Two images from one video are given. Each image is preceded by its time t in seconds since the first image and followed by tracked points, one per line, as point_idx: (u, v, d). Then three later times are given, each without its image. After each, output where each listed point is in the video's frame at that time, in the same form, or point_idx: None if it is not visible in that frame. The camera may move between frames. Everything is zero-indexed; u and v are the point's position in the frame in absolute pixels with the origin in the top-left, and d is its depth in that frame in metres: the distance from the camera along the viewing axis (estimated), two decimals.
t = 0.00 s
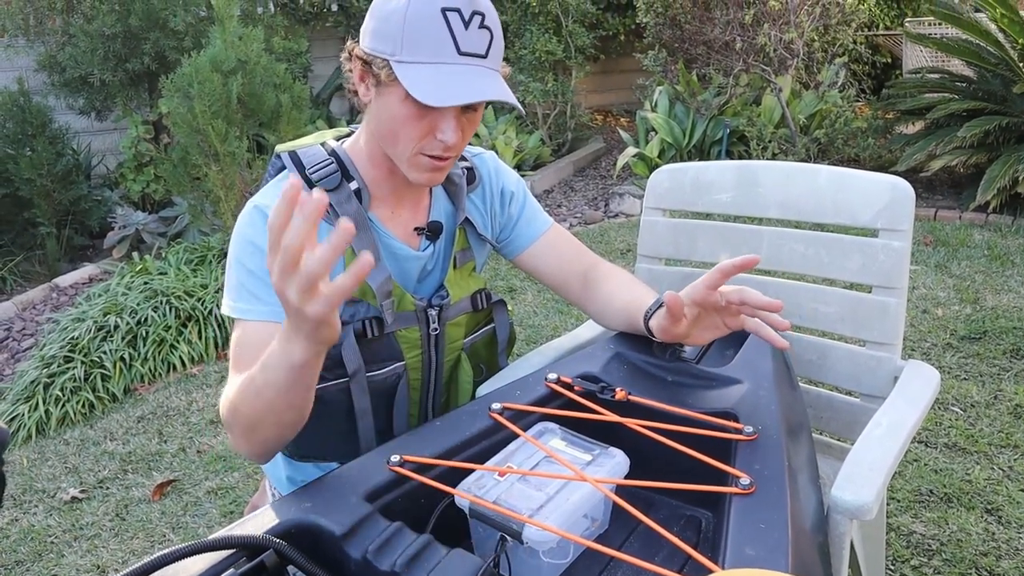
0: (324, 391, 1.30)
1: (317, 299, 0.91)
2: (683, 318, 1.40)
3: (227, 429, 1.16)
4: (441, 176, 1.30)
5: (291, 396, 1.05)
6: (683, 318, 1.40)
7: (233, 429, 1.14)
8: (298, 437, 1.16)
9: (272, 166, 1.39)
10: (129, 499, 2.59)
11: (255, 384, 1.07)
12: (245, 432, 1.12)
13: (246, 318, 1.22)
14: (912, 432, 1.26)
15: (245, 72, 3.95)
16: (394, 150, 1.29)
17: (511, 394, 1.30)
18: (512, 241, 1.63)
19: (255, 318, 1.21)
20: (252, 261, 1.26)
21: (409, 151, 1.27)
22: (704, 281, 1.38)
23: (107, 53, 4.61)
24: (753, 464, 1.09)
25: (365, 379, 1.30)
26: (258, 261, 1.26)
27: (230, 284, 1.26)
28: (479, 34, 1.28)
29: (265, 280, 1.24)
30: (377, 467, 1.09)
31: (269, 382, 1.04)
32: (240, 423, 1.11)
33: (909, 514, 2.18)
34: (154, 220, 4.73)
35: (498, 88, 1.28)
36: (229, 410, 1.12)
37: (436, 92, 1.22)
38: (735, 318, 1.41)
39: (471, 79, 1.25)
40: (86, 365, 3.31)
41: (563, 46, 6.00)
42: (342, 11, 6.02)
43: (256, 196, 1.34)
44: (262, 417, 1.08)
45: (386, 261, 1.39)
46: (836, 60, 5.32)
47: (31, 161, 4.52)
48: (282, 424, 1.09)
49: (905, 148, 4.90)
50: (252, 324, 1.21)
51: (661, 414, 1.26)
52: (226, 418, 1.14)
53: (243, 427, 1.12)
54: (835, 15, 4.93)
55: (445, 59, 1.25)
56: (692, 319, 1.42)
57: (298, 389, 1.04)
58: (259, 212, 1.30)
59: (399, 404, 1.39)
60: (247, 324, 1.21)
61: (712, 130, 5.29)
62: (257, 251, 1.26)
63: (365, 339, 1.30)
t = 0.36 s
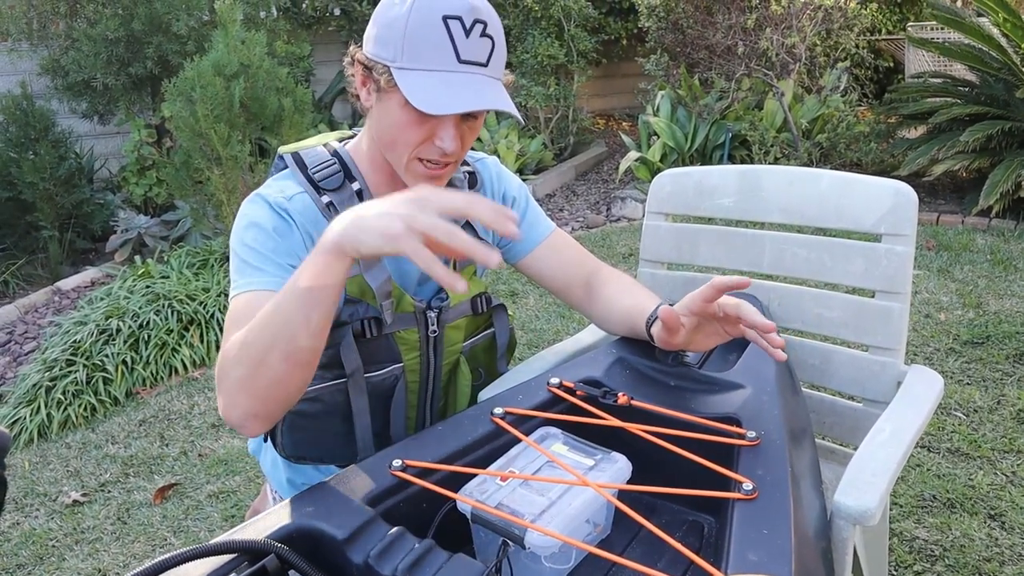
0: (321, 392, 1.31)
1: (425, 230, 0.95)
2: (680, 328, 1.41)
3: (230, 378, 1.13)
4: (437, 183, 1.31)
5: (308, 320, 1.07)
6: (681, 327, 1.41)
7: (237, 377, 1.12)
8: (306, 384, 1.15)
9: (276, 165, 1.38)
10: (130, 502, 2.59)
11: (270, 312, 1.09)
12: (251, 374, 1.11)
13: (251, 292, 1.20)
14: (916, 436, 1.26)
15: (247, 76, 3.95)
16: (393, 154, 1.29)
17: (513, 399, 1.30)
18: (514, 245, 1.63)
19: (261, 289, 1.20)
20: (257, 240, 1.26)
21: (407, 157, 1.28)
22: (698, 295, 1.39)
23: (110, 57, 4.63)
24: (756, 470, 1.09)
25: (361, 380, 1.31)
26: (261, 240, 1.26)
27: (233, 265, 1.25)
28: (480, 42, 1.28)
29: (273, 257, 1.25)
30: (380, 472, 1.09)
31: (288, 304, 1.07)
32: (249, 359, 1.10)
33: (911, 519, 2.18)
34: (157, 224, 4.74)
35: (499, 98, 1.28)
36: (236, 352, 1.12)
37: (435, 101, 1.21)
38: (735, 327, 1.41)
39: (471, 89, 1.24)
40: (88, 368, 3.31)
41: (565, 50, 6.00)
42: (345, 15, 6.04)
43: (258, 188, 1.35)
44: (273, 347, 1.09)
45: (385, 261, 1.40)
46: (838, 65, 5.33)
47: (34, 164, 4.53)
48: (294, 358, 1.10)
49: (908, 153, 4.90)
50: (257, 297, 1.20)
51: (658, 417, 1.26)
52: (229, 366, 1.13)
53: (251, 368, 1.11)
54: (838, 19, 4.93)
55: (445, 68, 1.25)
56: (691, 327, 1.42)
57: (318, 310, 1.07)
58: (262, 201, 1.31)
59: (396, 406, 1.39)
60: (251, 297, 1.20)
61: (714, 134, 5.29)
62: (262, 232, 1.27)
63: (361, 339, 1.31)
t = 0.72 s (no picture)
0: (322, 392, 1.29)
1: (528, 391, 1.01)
2: (680, 331, 1.41)
3: (277, 394, 1.12)
4: (442, 177, 1.28)
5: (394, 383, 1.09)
6: (680, 331, 1.41)
7: (287, 397, 1.11)
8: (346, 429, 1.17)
9: (279, 167, 1.38)
10: (132, 503, 2.59)
11: (362, 358, 1.10)
12: (307, 404, 1.11)
13: (266, 298, 1.19)
14: (918, 438, 1.26)
15: (249, 76, 3.95)
16: (395, 151, 1.28)
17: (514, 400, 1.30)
18: (516, 247, 1.62)
19: (276, 295, 1.20)
20: (268, 244, 1.24)
21: (409, 150, 1.27)
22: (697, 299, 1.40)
23: (112, 57, 4.64)
24: (757, 471, 1.09)
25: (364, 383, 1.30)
26: (273, 244, 1.24)
27: (243, 269, 1.24)
28: (476, 32, 1.27)
29: (287, 261, 1.23)
30: (382, 473, 1.09)
31: (386, 360, 1.09)
32: (316, 390, 1.10)
33: (913, 520, 2.18)
34: (158, 224, 4.74)
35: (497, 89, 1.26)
36: (303, 374, 1.11)
37: (430, 89, 1.21)
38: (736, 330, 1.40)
39: (466, 74, 1.23)
40: (90, 369, 3.31)
41: (566, 50, 6.00)
42: (346, 15, 6.05)
43: (265, 191, 1.34)
44: (348, 390, 1.10)
45: (391, 265, 1.40)
46: (839, 66, 5.32)
47: (36, 165, 4.53)
48: (358, 406, 1.11)
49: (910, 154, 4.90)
50: (274, 303, 1.19)
51: (658, 418, 1.27)
52: (284, 384, 1.12)
53: (311, 398, 1.11)
54: (839, 20, 4.94)
55: (439, 57, 1.23)
56: (691, 330, 1.42)
57: (409, 378, 1.09)
58: (270, 203, 1.30)
59: (399, 409, 1.36)
60: (266, 303, 1.19)
61: (716, 135, 5.28)
62: (273, 236, 1.25)
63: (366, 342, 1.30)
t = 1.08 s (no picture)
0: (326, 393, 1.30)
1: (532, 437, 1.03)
2: (682, 334, 1.40)
3: (279, 423, 1.14)
4: (417, 156, 1.29)
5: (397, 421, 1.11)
6: (682, 334, 1.40)
7: (289, 427, 1.13)
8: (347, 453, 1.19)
9: (282, 169, 1.38)
10: (133, 502, 2.60)
11: (366, 395, 1.11)
12: (309, 434, 1.13)
13: (268, 313, 1.19)
14: (920, 438, 1.25)
15: (251, 76, 3.95)
16: (373, 140, 1.31)
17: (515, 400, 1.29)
18: (519, 248, 1.62)
19: (278, 310, 1.19)
20: (270, 253, 1.24)
21: (384, 135, 1.29)
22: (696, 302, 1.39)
23: (113, 57, 4.63)
24: (759, 472, 1.09)
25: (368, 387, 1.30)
26: (274, 253, 1.24)
27: (244, 279, 1.23)
28: (436, 11, 1.27)
29: (286, 271, 1.22)
30: (383, 474, 1.09)
31: (387, 398, 1.10)
32: (319, 421, 1.11)
33: (915, 521, 2.17)
34: (160, 224, 4.75)
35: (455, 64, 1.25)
36: (306, 406, 1.12)
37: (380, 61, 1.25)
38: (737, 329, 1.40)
39: (420, 47, 1.24)
40: (91, 368, 3.31)
41: (568, 50, 6.00)
42: (348, 15, 6.05)
43: (265, 195, 1.32)
44: (350, 425, 1.11)
45: (395, 268, 1.39)
46: (841, 66, 5.31)
47: (38, 164, 4.53)
48: (360, 438, 1.12)
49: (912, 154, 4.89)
50: (277, 318, 1.19)
51: (660, 420, 1.27)
52: (287, 413, 1.13)
53: (313, 430, 1.12)
54: (841, 20, 4.94)
55: (395, 36, 1.25)
56: (693, 332, 1.41)
57: (412, 417, 1.10)
58: (271, 210, 1.28)
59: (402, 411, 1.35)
60: (269, 318, 1.19)
61: (717, 134, 5.27)
62: (275, 245, 1.24)
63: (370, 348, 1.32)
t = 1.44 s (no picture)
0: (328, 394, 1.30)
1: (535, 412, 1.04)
2: (684, 340, 1.39)
3: (282, 423, 1.14)
4: (408, 146, 1.28)
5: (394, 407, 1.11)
6: (685, 340, 1.39)
7: (292, 426, 1.13)
8: (350, 445, 1.20)
9: (279, 172, 1.38)
10: (135, 503, 2.60)
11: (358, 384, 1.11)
12: (310, 431, 1.13)
13: (267, 316, 1.20)
14: (923, 440, 1.25)
15: (253, 77, 3.96)
16: (363, 140, 1.31)
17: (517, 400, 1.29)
18: (520, 248, 1.62)
19: (277, 311, 1.20)
20: (267, 257, 1.24)
21: (372, 132, 1.28)
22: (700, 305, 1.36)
23: (116, 58, 4.63)
24: (761, 474, 1.08)
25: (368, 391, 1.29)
26: (272, 257, 1.24)
27: (243, 284, 1.23)
28: None
29: (283, 275, 1.23)
30: (384, 475, 1.08)
31: (385, 381, 1.10)
32: (319, 415, 1.11)
33: (917, 522, 2.17)
34: (162, 224, 4.75)
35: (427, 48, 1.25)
36: (304, 402, 1.12)
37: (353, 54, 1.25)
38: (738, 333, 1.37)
39: (392, 35, 1.24)
40: (93, 369, 3.31)
41: (570, 50, 5.99)
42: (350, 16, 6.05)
43: (262, 199, 1.33)
44: (348, 415, 1.11)
45: (393, 269, 1.39)
46: (844, 66, 5.30)
47: (41, 164, 4.53)
48: (360, 427, 1.13)
49: (915, 154, 4.88)
50: (275, 321, 1.20)
51: (663, 421, 1.26)
52: (288, 413, 1.13)
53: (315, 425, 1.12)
54: (843, 20, 4.94)
55: (366, 29, 1.25)
56: (695, 336, 1.39)
57: (410, 400, 1.10)
58: (269, 213, 1.28)
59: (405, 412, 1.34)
60: (268, 320, 1.20)
61: (719, 135, 5.26)
62: (272, 249, 1.25)
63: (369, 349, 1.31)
